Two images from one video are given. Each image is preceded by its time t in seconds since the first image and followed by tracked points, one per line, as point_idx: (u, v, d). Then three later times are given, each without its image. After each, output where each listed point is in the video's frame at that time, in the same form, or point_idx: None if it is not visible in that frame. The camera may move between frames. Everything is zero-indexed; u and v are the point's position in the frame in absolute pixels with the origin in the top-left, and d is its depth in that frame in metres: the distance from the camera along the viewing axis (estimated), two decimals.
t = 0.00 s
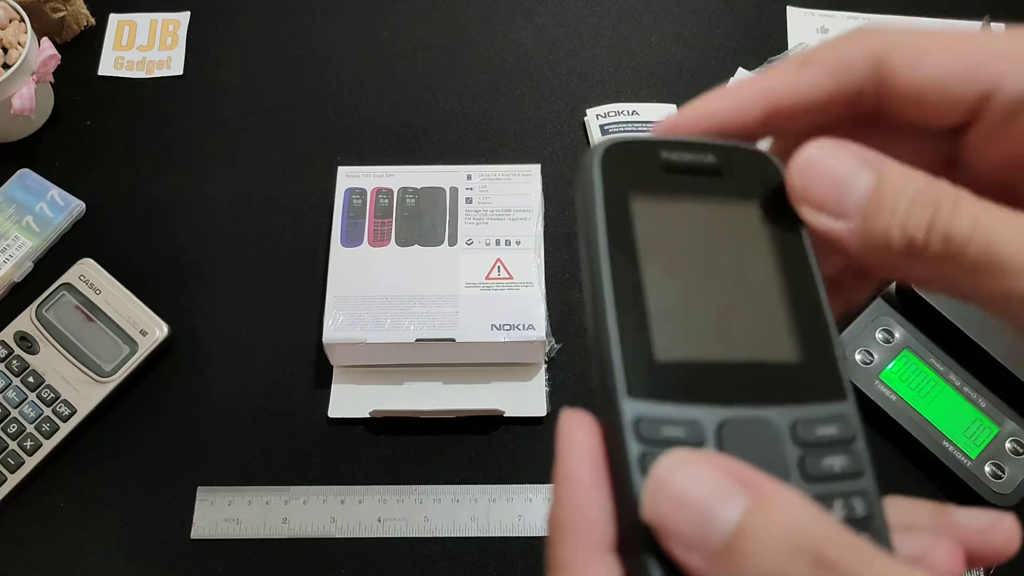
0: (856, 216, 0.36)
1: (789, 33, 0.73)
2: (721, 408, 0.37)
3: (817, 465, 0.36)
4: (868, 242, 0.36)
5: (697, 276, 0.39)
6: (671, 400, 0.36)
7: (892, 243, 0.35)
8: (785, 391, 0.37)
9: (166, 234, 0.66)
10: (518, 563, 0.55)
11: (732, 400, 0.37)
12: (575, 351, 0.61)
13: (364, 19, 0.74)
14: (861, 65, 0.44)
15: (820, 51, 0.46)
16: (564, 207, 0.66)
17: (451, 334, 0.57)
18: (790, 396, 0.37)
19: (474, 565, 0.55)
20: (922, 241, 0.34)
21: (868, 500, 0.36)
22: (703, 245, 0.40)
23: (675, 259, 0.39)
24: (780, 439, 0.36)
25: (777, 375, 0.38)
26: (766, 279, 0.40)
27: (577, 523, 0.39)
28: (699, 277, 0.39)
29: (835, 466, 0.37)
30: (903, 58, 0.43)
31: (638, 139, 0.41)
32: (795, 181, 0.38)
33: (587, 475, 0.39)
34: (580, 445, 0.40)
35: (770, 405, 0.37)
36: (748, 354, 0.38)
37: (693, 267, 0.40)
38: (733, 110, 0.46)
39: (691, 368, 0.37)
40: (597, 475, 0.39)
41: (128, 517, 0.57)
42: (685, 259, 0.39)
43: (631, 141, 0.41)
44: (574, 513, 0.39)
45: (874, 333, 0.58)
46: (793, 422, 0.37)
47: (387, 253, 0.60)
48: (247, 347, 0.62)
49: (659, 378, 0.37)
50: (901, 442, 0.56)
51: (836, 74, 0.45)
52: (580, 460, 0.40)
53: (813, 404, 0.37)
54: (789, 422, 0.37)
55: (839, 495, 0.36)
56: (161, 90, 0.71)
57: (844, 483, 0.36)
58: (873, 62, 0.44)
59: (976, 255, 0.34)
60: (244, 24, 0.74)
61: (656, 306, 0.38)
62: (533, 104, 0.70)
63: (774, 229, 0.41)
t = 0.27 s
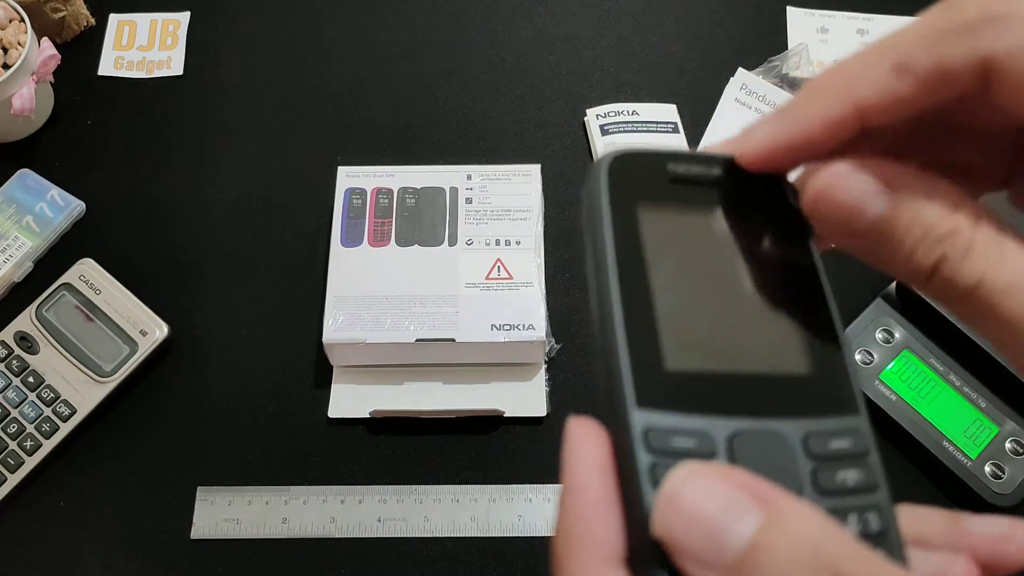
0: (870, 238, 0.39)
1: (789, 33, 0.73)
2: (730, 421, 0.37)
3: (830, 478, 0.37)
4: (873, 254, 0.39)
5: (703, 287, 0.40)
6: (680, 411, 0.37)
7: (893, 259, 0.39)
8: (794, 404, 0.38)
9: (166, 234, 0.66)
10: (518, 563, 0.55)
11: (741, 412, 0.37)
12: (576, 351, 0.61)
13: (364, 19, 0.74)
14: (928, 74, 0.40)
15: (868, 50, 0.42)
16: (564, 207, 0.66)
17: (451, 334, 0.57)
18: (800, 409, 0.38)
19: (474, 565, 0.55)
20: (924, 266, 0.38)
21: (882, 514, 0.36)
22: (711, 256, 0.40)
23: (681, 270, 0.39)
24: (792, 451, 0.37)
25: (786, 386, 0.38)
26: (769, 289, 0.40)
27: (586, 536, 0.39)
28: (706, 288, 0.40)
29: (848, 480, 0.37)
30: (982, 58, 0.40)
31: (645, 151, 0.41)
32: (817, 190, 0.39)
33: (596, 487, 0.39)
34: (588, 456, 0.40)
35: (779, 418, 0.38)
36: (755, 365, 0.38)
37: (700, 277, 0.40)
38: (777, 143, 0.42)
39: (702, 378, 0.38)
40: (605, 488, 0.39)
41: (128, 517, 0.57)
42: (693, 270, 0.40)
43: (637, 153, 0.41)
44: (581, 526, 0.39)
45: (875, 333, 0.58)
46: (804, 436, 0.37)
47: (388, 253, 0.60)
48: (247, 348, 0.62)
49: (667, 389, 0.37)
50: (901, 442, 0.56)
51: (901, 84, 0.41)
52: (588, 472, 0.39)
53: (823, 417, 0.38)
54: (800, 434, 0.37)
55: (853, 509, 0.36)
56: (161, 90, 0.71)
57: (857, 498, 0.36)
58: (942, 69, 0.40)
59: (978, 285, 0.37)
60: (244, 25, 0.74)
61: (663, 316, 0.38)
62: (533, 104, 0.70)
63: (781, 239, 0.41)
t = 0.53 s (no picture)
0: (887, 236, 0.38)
1: (789, 33, 0.73)
2: (720, 429, 0.37)
3: (822, 484, 0.37)
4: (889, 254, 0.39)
5: (693, 295, 0.40)
6: (671, 419, 0.37)
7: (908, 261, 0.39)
8: (785, 411, 0.38)
9: (166, 234, 0.66)
10: (518, 563, 0.55)
11: (731, 420, 0.37)
12: (575, 351, 0.61)
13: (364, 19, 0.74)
14: (942, 83, 0.37)
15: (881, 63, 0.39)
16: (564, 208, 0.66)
17: (451, 334, 0.57)
18: (790, 417, 0.38)
19: (474, 564, 0.55)
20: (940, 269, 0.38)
21: (875, 520, 0.36)
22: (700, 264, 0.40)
23: (671, 278, 0.40)
24: (782, 459, 0.37)
25: (776, 393, 0.38)
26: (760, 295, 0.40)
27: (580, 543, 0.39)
28: (695, 295, 0.40)
29: (840, 486, 0.37)
30: (997, 66, 0.36)
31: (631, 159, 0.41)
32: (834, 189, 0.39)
33: (587, 496, 0.39)
34: (578, 463, 0.40)
35: (769, 425, 0.37)
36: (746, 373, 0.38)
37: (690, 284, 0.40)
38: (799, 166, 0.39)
39: (693, 387, 0.37)
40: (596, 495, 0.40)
41: (128, 517, 0.57)
42: (682, 277, 0.40)
43: (624, 161, 0.41)
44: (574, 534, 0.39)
45: (874, 333, 0.58)
46: (796, 442, 0.37)
47: (388, 253, 0.60)
48: (247, 348, 0.62)
49: (658, 397, 0.37)
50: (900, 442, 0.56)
51: (913, 97, 0.37)
52: (579, 480, 0.40)
53: (813, 424, 0.38)
54: (791, 441, 0.37)
55: (846, 516, 0.36)
56: (161, 90, 0.71)
57: (850, 504, 0.36)
58: (957, 77, 0.37)
59: (992, 288, 0.38)
60: (244, 24, 0.74)
61: (653, 325, 0.38)
62: (533, 104, 0.70)
63: (771, 245, 0.41)
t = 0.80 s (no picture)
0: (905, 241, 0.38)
1: (789, 33, 0.73)
2: (715, 426, 0.37)
3: (817, 482, 0.37)
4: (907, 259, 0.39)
5: (688, 292, 0.40)
6: (665, 417, 0.37)
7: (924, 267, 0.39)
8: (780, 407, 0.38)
9: (165, 234, 0.66)
10: (518, 563, 0.55)
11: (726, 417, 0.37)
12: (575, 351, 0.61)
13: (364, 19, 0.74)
14: (952, 83, 0.37)
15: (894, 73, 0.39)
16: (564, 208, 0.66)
17: (450, 334, 0.57)
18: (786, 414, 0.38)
19: (474, 564, 0.55)
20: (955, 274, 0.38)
21: (870, 517, 0.36)
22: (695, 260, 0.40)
23: (665, 274, 0.40)
24: (779, 457, 0.37)
25: (770, 389, 0.38)
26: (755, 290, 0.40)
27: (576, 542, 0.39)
28: (690, 291, 0.40)
29: (835, 483, 0.37)
30: (1007, 63, 0.36)
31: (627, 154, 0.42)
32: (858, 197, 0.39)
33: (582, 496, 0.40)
34: (572, 462, 0.41)
35: (764, 422, 0.37)
36: (741, 369, 0.38)
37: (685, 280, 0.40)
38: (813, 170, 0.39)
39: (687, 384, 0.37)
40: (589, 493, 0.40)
41: (128, 518, 0.57)
42: (676, 273, 0.40)
43: (617, 158, 0.42)
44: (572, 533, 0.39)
45: (874, 333, 0.58)
46: (791, 440, 0.37)
47: (388, 253, 0.60)
48: (247, 348, 0.62)
49: (651, 395, 0.37)
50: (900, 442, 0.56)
51: (925, 98, 0.37)
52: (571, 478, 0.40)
53: (809, 421, 0.38)
54: (786, 439, 0.37)
55: (840, 513, 0.36)
56: (161, 90, 0.71)
57: (844, 501, 0.36)
58: (967, 77, 0.37)
59: (1011, 296, 0.37)
60: (244, 25, 0.74)
61: (646, 320, 0.38)
62: (533, 104, 0.70)
63: (767, 241, 0.41)
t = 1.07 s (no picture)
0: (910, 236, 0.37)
1: (789, 33, 0.73)
2: (712, 406, 0.37)
3: (816, 459, 0.37)
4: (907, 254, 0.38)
5: (686, 273, 0.40)
6: (664, 398, 0.37)
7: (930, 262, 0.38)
8: (777, 386, 0.38)
9: (166, 235, 0.66)
10: (518, 563, 0.55)
11: (724, 397, 0.37)
12: (575, 351, 0.61)
13: (364, 19, 0.74)
14: (953, 75, 0.37)
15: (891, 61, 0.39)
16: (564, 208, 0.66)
17: (450, 334, 0.57)
18: (785, 391, 0.38)
19: (474, 564, 0.55)
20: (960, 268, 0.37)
21: (870, 493, 0.36)
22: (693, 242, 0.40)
23: (661, 255, 0.40)
24: (778, 433, 0.37)
25: (768, 368, 0.38)
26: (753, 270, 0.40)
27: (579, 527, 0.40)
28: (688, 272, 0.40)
29: (835, 459, 0.37)
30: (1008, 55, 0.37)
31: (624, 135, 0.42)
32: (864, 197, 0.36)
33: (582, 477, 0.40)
34: (575, 446, 0.41)
35: (763, 400, 0.37)
36: (739, 349, 0.38)
37: (683, 263, 0.40)
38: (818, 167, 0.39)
39: (685, 364, 0.38)
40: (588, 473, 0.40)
41: (128, 518, 0.57)
42: (674, 255, 0.40)
43: (614, 139, 0.42)
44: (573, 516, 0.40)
45: (874, 333, 0.58)
46: (790, 417, 0.37)
47: (388, 253, 0.60)
48: (248, 348, 0.62)
49: (649, 376, 0.37)
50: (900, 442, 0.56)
51: (925, 89, 0.38)
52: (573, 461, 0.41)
53: (807, 398, 0.38)
54: (786, 416, 0.37)
55: (840, 489, 0.36)
56: (161, 90, 0.71)
57: (844, 477, 0.36)
58: (967, 69, 0.37)
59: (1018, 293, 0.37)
60: (244, 25, 0.74)
61: (643, 302, 0.38)
62: (533, 104, 0.70)
63: (766, 221, 0.41)
